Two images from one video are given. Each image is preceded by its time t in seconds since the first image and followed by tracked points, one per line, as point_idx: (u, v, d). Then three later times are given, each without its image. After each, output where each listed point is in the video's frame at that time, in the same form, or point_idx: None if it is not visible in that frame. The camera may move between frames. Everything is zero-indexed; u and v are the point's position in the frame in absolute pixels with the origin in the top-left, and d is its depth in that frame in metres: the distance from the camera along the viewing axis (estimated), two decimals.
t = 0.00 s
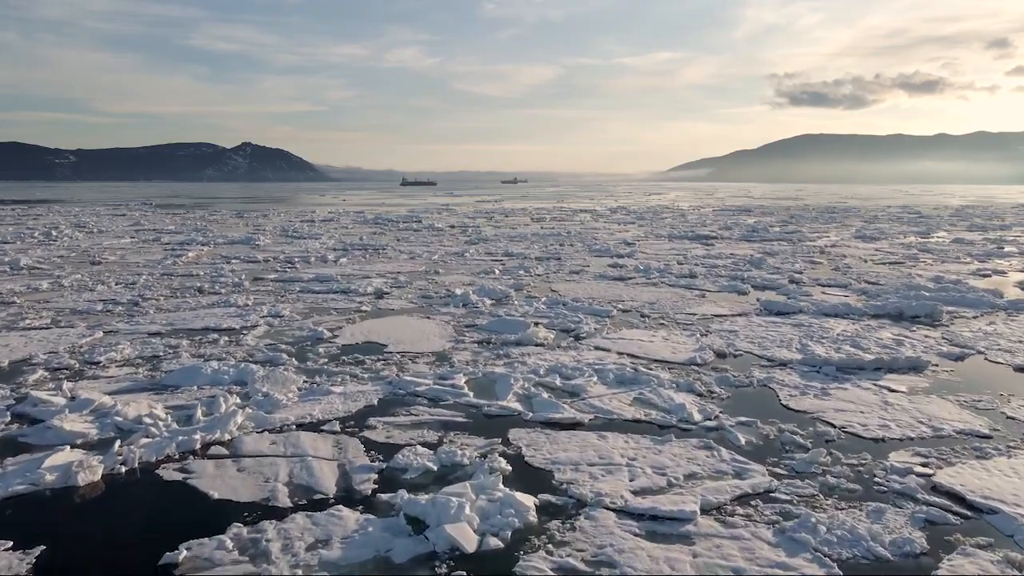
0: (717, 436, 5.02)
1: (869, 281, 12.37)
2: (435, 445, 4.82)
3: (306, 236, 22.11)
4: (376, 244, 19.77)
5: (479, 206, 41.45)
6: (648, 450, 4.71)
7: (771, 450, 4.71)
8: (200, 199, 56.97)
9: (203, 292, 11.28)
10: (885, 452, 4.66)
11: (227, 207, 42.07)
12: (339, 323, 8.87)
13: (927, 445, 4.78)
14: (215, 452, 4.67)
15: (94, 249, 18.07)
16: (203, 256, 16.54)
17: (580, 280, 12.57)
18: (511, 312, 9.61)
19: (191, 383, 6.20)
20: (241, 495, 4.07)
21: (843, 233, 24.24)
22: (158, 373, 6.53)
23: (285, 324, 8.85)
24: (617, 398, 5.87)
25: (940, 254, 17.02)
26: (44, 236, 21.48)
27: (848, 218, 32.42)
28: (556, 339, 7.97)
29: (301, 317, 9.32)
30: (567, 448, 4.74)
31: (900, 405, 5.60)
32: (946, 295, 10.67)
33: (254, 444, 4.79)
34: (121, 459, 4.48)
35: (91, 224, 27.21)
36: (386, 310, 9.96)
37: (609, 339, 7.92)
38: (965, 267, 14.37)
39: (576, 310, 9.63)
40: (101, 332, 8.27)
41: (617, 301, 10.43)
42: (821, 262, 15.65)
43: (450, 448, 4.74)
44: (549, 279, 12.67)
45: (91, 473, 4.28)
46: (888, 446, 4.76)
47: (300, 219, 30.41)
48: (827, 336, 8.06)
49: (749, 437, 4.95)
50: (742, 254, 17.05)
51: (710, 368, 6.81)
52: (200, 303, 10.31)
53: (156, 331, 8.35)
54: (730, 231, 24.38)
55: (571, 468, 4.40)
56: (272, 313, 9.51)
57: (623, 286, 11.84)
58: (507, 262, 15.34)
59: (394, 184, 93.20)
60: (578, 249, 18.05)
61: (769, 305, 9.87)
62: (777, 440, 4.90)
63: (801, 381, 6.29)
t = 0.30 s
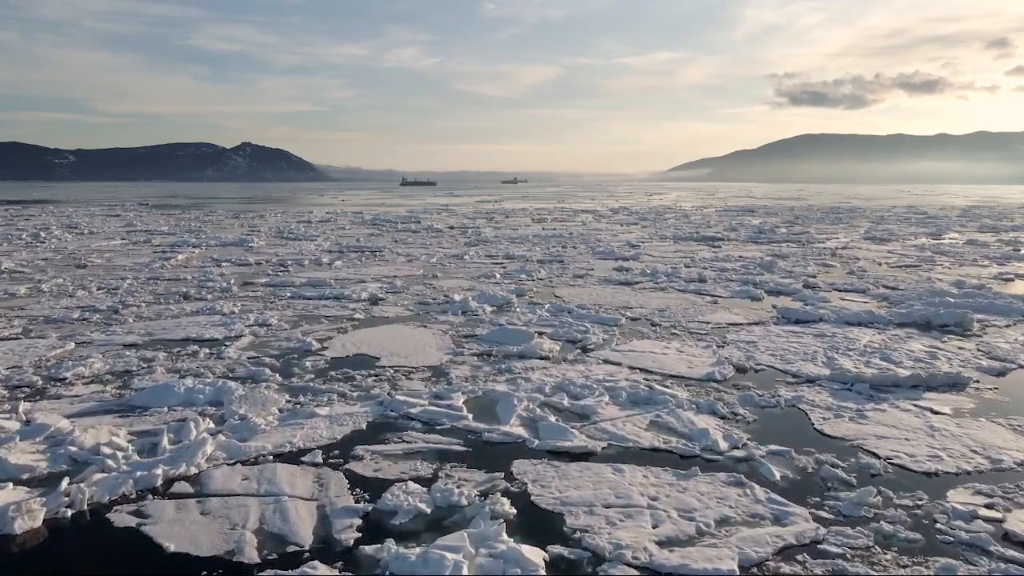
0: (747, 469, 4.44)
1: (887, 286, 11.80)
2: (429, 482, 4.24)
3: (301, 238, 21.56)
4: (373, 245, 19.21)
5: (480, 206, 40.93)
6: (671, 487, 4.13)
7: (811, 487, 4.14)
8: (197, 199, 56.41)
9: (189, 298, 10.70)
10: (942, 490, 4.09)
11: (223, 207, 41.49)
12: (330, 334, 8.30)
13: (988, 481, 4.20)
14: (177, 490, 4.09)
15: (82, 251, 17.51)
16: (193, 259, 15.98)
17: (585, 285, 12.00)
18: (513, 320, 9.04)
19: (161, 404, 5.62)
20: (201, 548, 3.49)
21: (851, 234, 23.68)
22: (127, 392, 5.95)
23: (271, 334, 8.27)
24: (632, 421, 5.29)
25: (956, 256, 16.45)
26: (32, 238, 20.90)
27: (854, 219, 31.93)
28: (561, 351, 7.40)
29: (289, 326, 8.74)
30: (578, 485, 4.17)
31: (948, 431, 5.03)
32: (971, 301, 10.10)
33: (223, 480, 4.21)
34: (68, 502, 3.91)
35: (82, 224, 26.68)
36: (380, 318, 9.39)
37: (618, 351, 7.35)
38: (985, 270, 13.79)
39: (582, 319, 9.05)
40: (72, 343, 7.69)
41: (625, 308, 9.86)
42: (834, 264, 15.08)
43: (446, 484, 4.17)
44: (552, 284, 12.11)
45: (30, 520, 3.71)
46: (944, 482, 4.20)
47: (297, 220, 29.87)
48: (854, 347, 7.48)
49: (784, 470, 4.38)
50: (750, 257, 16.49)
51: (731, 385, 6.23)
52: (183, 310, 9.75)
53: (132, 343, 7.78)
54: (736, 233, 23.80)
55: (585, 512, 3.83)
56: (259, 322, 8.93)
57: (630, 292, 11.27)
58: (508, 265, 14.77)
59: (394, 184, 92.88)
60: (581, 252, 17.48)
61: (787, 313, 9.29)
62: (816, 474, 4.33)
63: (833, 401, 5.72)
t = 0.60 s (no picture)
0: (781, 506, 3.94)
1: (906, 292, 11.29)
2: (422, 523, 3.74)
3: (297, 239, 21.08)
4: (370, 247, 18.72)
5: (480, 206, 40.46)
6: (697, 529, 3.64)
7: (856, 530, 3.64)
8: (194, 198, 55.89)
9: (175, 304, 10.21)
10: (1005, 533, 3.60)
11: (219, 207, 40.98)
12: (320, 344, 7.79)
13: None
14: (134, 533, 3.59)
15: (70, 253, 17.00)
16: (184, 262, 15.48)
17: (590, 290, 11.50)
18: (516, 329, 8.54)
19: (129, 427, 5.11)
20: None
21: (860, 235, 23.19)
22: (95, 411, 5.45)
23: (257, 345, 7.77)
24: (647, 446, 4.80)
25: (971, 259, 15.97)
26: (21, 239, 20.40)
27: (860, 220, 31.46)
28: (567, 364, 6.91)
29: (278, 335, 8.24)
30: (591, 527, 3.67)
31: (998, 458, 4.54)
32: (997, 308, 9.60)
33: (187, 521, 3.71)
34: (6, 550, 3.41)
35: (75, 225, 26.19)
36: (375, 326, 8.87)
37: (628, 364, 6.86)
38: (1005, 274, 13.28)
39: (588, 328, 8.56)
40: (43, 354, 7.18)
41: (633, 316, 9.35)
42: (846, 267, 14.59)
43: (440, 527, 3.66)
44: (555, 289, 11.62)
45: None
46: (1005, 523, 3.70)
47: (294, 221, 29.40)
48: (881, 360, 6.97)
49: (823, 507, 3.88)
50: (759, 259, 16.00)
51: (753, 404, 5.72)
52: (167, 317, 9.24)
53: (108, 354, 7.27)
54: (742, 234, 23.30)
55: (600, 562, 3.33)
56: (246, 331, 8.42)
57: (637, 298, 10.77)
58: (509, 268, 14.28)
59: (394, 184, 92.41)
60: (584, 254, 16.98)
61: (804, 321, 8.78)
62: (859, 512, 3.83)
63: (867, 422, 5.22)
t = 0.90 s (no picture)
0: (832, 563, 3.37)
1: (929, 298, 10.71)
2: None
3: (292, 241, 20.52)
4: (366, 249, 18.16)
5: (480, 206, 39.89)
6: None
7: None
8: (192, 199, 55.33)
9: (156, 312, 9.63)
10: None
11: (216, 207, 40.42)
12: (306, 357, 7.21)
13: None
14: None
15: (56, 256, 16.44)
16: (172, 265, 14.92)
17: (595, 296, 10.92)
18: (518, 340, 7.96)
19: (85, 459, 4.54)
20: None
21: (870, 237, 22.64)
22: (49, 439, 4.88)
23: (239, 358, 7.19)
24: (670, 482, 4.23)
25: (989, 261, 15.41)
26: (8, 241, 19.84)
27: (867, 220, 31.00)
28: (575, 382, 6.33)
29: (263, 347, 7.65)
30: None
31: None
32: None
33: None
34: None
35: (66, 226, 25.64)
36: (367, 336, 8.29)
37: (641, 381, 6.29)
38: None
39: (596, 339, 7.99)
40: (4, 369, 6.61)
41: (643, 325, 8.78)
42: (861, 271, 14.02)
43: None
44: (559, 294, 11.05)
45: None
46: None
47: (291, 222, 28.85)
48: (916, 376, 6.40)
49: (882, 565, 3.31)
50: (769, 262, 15.44)
51: (784, 428, 5.14)
52: (146, 326, 8.66)
53: (76, 369, 6.70)
54: (749, 236, 22.73)
55: None
56: (229, 342, 7.85)
57: (646, 304, 10.19)
58: (510, 272, 13.70)
59: (393, 184, 91.94)
60: (588, 257, 16.41)
61: (827, 331, 8.21)
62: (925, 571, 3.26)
63: (915, 453, 4.65)
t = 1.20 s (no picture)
0: None
1: (950, 304, 10.22)
2: None
3: (287, 242, 20.05)
4: (363, 252, 17.68)
5: (481, 206, 39.41)
6: None
7: None
8: (190, 199, 54.84)
9: (139, 319, 9.14)
10: None
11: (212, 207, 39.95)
12: (293, 371, 6.70)
13: None
14: None
15: (43, 258, 15.96)
16: (162, 268, 14.44)
17: (601, 302, 10.44)
18: (520, 351, 7.46)
19: (35, 494, 4.05)
20: None
21: (878, 238, 22.20)
22: None
23: (221, 372, 6.68)
24: (697, 522, 3.72)
25: (1005, 264, 14.95)
26: None
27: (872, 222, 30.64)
28: (582, 399, 5.84)
29: (247, 360, 7.15)
30: None
31: None
32: None
33: None
34: None
35: (59, 227, 25.18)
36: (359, 347, 7.78)
37: (655, 399, 5.79)
38: None
39: (603, 350, 7.50)
40: None
41: (652, 334, 8.27)
42: (875, 274, 13.55)
43: None
44: (562, 300, 10.57)
45: None
46: None
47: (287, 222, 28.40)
48: (953, 393, 5.90)
49: None
50: (779, 265, 14.96)
51: (818, 455, 4.62)
52: (125, 335, 8.16)
53: (43, 384, 6.20)
54: (755, 237, 22.27)
55: None
56: (211, 353, 7.34)
57: (654, 312, 9.69)
58: (511, 276, 13.22)
59: (393, 184, 91.62)
60: (591, 259, 15.92)
61: (849, 341, 7.70)
62: None
63: (968, 486, 4.15)
